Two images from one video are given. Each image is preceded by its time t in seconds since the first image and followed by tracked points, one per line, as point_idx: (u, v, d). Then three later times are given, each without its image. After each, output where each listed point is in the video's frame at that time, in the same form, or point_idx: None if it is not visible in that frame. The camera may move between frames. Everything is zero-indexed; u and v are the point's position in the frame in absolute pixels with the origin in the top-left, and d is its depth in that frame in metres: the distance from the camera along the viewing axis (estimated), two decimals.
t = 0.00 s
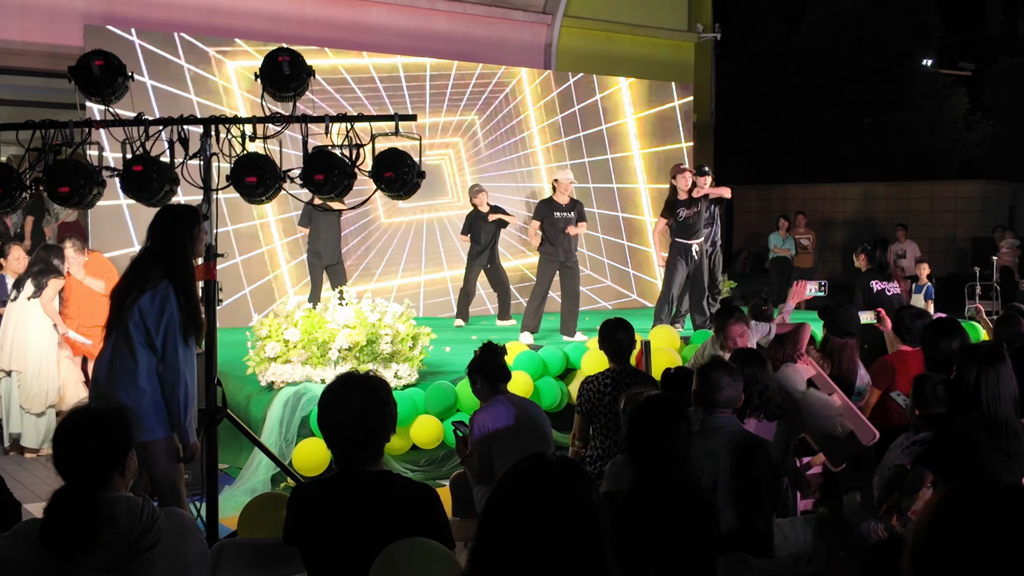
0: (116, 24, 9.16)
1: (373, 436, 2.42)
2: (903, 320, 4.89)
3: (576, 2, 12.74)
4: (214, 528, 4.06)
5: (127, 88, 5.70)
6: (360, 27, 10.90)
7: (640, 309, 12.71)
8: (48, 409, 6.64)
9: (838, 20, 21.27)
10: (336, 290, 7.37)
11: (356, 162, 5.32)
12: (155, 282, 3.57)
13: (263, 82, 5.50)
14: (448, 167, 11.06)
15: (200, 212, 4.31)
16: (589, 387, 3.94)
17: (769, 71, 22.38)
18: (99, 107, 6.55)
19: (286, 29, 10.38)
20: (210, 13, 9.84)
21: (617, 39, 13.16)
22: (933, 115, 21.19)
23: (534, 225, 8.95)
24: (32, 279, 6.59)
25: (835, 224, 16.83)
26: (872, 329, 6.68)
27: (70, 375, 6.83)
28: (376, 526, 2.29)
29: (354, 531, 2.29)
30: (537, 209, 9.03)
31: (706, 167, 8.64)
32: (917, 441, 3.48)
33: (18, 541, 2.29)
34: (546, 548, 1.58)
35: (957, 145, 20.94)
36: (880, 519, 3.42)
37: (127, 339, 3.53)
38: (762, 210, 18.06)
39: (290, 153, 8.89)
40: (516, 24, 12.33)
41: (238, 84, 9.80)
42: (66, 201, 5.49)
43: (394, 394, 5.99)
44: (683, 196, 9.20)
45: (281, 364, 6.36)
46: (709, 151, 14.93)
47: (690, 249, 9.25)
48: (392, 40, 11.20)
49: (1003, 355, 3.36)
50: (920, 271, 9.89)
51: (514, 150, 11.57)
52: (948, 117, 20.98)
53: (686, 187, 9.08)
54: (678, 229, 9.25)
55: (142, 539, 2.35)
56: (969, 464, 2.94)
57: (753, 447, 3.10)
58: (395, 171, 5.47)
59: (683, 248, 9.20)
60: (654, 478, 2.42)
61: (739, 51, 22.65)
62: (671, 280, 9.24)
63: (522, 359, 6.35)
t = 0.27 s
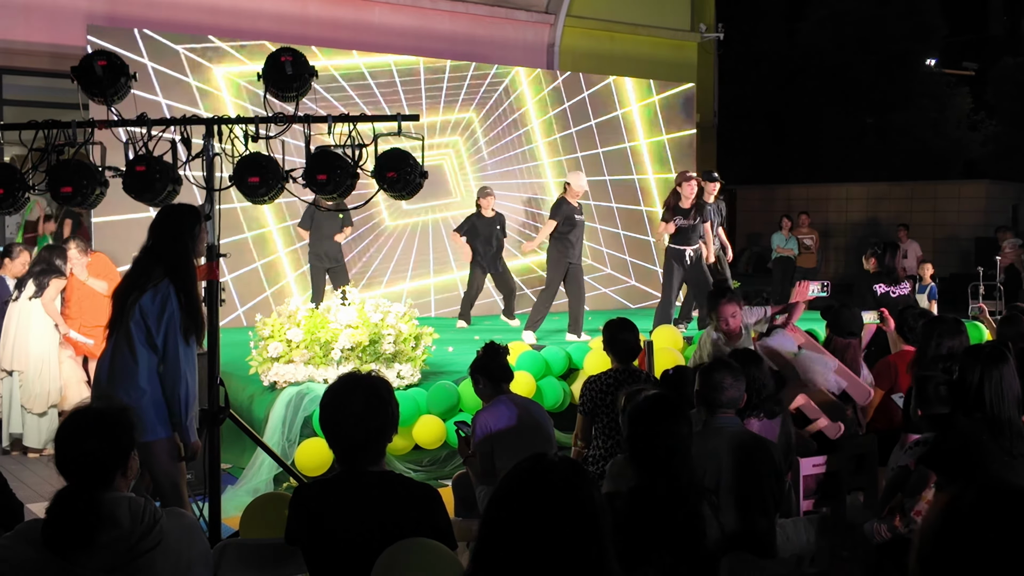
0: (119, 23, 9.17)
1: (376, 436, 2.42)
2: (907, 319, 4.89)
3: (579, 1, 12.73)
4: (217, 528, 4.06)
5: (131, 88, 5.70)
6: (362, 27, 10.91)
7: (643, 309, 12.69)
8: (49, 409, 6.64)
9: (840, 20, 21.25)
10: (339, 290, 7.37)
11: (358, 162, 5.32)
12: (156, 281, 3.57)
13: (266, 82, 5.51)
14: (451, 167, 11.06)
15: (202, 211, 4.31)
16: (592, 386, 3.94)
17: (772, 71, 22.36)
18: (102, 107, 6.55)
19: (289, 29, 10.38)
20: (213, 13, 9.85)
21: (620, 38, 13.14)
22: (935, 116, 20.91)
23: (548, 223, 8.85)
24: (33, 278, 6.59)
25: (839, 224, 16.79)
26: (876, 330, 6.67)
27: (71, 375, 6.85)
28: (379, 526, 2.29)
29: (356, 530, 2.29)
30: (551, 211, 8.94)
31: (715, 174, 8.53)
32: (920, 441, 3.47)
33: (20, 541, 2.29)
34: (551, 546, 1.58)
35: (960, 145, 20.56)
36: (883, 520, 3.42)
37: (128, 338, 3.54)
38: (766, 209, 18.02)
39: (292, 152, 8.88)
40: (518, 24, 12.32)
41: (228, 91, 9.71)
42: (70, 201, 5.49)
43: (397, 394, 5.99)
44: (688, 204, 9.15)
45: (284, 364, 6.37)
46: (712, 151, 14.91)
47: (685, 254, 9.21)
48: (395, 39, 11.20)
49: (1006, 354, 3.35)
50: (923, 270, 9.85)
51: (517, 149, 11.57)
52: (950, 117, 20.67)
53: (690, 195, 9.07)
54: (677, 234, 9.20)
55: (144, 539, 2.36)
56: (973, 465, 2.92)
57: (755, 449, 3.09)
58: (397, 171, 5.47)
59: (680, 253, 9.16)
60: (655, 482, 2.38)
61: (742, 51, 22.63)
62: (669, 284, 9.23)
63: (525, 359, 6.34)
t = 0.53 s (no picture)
0: (121, 23, 9.18)
1: (375, 435, 2.42)
2: (908, 319, 4.89)
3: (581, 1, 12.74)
4: (218, 527, 4.07)
5: (131, 88, 5.71)
6: (364, 26, 10.91)
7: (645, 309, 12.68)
8: (50, 408, 6.65)
9: (842, 20, 21.25)
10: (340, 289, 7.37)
11: (359, 161, 5.32)
12: (156, 280, 3.57)
13: (268, 83, 5.51)
14: (452, 167, 11.08)
15: (204, 211, 4.31)
16: (593, 386, 3.93)
17: (774, 71, 22.36)
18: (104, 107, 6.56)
19: (291, 29, 10.39)
20: (215, 13, 9.85)
21: (621, 38, 13.16)
22: (939, 116, 21.23)
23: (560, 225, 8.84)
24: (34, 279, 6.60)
25: (840, 224, 16.78)
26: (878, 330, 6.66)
27: (72, 375, 6.87)
28: (379, 525, 2.29)
29: (355, 528, 2.29)
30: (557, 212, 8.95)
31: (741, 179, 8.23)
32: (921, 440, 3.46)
33: (20, 541, 2.30)
34: (548, 542, 1.57)
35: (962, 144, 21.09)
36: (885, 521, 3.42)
37: (128, 337, 3.54)
38: (768, 209, 18.01)
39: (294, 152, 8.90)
40: (520, 24, 12.33)
41: (216, 98, 9.56)
42: (70, 200, 5.50)
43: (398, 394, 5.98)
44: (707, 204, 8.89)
45: (285, 364, 6.37)
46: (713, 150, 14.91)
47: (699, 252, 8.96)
48: (396, 39, 11.20)
49: (1007, 354, 3.36)
50: (925, 270, 9.85)
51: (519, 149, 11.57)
52: (954, 116, 21.04)
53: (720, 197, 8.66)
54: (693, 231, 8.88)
55: (143, 538, 2.36)
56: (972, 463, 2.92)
57: (755, 449, 3.09)
58: (398, 171, 5.47)
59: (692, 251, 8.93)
60: (651, 481, 2.39)
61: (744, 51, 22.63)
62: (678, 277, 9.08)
63: (526, 359, 6.32)
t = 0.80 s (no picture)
0: (122, 23, 9.19)
1: (376, 434, 2.42)
2: (910, 318, 4.86)
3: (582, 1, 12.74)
4: (218, 526, 4.07)
5: (133, 87, 5.71)
6: (365, 26, 10.91)
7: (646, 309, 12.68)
8: (51, 407, 6.66)
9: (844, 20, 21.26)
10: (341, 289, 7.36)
11: (360, 160, 5.32)
12: (157, 279, 3.57)
13: (268, 82, 5.52)
14: (453, 167, 11.08)
15: (205, 211, 4.31)
16: (594, 385, 3.93)
17: (776, 70, 22.34)
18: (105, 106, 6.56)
19: (292, 29, 10.39)
20: (216, 12, 9.86)
21: (623, 38, 13.15)
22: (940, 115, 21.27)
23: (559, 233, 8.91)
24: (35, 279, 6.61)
25: (842, 224, 16.76)
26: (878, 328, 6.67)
27: (73, 374, 6.87)
28: (380, 524, 2.29)
29: (357, 525, 2.29)
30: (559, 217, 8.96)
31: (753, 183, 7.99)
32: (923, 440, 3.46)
33: (21, 539, 2.30)
34: (548, 540, 1.57)
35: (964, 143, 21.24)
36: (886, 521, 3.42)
37: (130, 336, 3.54)
38: (770, 209, 17.99)
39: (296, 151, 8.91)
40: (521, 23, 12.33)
41: (205, 104, 9.57)
42: (72, 199, 5.51)
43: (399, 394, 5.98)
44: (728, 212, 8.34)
45: (286, 363, 6.37)
46: (715, 150, 14.90)
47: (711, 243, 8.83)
48: (398, 39, 11.21)
49: (1009, 354, 3.38)
50: (927, 270, 9.85)
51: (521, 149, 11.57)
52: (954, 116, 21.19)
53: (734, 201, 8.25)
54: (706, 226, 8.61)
55: (145, 536, 2.37)
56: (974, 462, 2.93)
57: (755, 448, 3.09)
58: (399, 170, 5.47)
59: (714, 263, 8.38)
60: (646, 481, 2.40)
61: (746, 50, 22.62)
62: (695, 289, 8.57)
63: (526, 359, 6.32)
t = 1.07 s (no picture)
0: (124, 23, 9.21)
1: (379, 434, 2.42)
2: (911, 319, 4.86)
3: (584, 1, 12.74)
4: (220, 526, 4.07)
5: (135, 87, 5.72)
6: (367, 26, 10.92)
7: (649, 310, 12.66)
8: (53, 407, 6.66)
9: (845, 20, 21.25)
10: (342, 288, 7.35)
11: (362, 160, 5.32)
12: (157, 277, 3.57)
13: (270, 81, 5.51)
14: (455, 167, 11.08)
15: (207, 210, 4.31)
16: (595, 386, 3.92)
17: (777, 70, 22.34)
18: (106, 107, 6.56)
19: (294, 29, 10.40)
20: (218, 12, 9.87)
21: (624, 38, 13.15)
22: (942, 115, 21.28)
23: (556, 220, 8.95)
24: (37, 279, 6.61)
25: (844, 224, 16.75)
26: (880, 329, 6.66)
27: (75, 374, 6.87)
28: (384, 524, 2.30)
29: (359, 525, 2.30)
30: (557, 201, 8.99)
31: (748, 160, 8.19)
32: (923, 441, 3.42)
33: (24, 538, 2.30)
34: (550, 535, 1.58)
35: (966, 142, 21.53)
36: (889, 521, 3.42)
37: (132, 334, 3.54)
38: (771, 209, 17.97)
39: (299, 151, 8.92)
40: (523, 23, 12.34)
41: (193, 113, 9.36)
42: (74, 199, 5.51)
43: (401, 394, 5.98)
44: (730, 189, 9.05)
45: (288, 363, 6.36)
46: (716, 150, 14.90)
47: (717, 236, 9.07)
48: (399, 39, 11.21)
49: (1011, 354, 3.38)
50: (928, 270, 9.85)
51: (523, 149, 11.55)
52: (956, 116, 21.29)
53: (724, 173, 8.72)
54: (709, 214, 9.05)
55: (147, 536, 2.37)
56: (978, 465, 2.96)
57: (756, 448, 3.10)
58: (401, 170, 5.47)
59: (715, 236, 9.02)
60: (637, 481, 2.41)
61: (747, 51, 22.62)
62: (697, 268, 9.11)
63: (528, 359, 6.32)
